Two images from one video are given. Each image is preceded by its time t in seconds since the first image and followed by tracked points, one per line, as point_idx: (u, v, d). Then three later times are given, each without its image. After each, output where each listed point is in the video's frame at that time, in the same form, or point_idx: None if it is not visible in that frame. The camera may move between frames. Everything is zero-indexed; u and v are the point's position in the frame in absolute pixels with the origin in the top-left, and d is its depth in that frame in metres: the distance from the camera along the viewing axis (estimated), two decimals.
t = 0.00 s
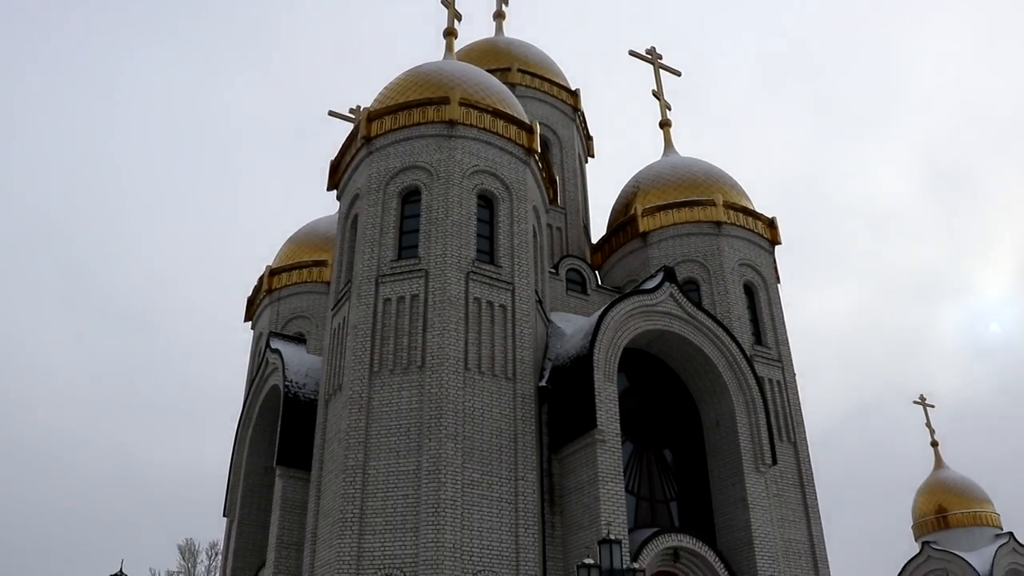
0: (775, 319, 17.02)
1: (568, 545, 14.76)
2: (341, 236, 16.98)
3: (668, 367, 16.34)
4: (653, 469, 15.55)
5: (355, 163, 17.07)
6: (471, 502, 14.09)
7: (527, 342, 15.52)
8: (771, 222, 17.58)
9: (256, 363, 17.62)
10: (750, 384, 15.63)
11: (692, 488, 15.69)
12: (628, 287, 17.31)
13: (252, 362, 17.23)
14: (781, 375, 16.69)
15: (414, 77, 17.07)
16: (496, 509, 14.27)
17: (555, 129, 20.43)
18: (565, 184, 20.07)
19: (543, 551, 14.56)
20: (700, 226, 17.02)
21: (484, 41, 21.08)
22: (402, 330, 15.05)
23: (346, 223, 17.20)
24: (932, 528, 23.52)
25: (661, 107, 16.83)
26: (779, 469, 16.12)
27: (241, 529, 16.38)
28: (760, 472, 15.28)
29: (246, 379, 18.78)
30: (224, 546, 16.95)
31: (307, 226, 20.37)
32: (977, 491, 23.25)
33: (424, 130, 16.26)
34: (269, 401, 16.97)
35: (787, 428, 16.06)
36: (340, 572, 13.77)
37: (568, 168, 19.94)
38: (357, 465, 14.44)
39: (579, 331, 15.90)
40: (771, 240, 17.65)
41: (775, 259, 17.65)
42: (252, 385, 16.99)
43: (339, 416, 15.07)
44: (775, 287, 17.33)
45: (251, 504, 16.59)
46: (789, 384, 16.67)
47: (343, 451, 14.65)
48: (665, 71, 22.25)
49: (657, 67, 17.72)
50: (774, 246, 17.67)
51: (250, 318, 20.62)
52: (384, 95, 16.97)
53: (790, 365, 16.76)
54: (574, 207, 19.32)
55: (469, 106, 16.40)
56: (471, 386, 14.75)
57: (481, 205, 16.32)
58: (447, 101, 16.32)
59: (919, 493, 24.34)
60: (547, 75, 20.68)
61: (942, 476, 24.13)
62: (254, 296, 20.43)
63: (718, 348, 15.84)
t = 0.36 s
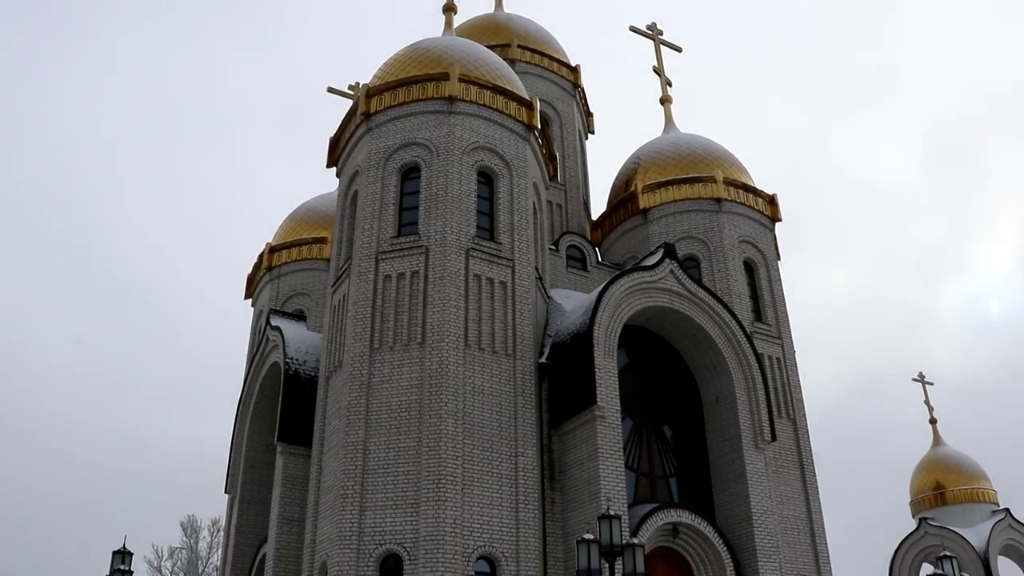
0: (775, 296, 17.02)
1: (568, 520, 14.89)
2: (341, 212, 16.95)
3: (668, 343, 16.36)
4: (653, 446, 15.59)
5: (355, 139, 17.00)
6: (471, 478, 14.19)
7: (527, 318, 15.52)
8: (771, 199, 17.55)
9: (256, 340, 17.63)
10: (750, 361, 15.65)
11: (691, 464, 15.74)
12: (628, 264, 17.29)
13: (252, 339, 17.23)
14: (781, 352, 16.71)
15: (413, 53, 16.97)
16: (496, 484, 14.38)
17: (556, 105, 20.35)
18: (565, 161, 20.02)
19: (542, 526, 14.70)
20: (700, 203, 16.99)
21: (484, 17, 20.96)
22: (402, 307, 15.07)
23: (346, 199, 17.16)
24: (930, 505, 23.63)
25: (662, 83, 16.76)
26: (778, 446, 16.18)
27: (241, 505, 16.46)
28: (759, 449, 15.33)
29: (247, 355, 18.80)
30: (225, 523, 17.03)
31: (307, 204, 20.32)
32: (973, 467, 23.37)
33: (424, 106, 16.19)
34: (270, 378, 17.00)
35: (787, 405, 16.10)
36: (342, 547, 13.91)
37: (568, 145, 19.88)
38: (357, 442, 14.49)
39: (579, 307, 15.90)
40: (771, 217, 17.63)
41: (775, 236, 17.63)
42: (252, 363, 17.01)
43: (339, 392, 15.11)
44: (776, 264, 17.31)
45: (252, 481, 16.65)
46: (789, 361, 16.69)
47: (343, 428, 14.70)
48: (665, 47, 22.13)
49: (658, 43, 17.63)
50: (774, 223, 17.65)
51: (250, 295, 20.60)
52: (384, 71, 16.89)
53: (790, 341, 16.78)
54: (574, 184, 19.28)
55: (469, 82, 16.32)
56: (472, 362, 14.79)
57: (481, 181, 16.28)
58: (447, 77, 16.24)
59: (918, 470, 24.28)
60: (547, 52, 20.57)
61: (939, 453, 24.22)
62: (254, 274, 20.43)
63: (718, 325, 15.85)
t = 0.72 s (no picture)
0: (775, 271, 17.01)
1: (567, 492, 14.99)
2: (341, 186, 16.92)
3: (667, 318, 16.38)
4: (653, 419, 15.64)
5: (354, 112, 16.94)
6: (471, 451, 14.26)
7: (527, 291, 15.53)
8: (772, 174, 17.51)
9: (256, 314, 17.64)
10: (749, 336, 15.67)
11: (690, 438, 15.79)
12: (629, 238, 17.28)
13: (252, 313, 17.24)
14: (781, 327, 16.73)
15: (413, 25, 16.87)
16: (496, 457, 14.46)
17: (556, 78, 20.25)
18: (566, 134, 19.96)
19: (542, 498, 14.82)
20: (701, 177, 16.94)
21: None
22: (402, 280, 15.08)
23: (346, 173, 17.11)
24: (927, 479, 23.71)
25: (663, 56, 16.66)
26: (777, 421, 16.22)
27: (242, 477, 16.53)
28: (758, 424, 15.39)
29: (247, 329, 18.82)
30: (226, 495, 17.12)
31: (307, 178, 20.28)
32: (971, 443, 23.39)
33: (424, 79, 16.11)
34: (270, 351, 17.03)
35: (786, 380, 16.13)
36: (342, 519, 14.02)
37: (569, 118, 19.81)
38: (357, 415, 14.54)
39: (579, 281, 15.89)
40: (771, 192, 17.59)
41: (775, 210, 17.60)
42: (252, 336, 17.03)
43: (339, 366, 15.14)
44: (776, 238, 17.29)
45: (253, 454, 16.72)
46: (788, 335, 16.70)
47: (343, 401, 14.75)
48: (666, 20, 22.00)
49: (659, 15, 17.51)
50: (775, 197, 17.62)
51: (250, 269, 20.60)
52: (383, 44, 16.79)
53: (789, 316, 16.79)
54: (575, 158, 19.23)
55: (469, 55, 16.23)
56: (471, 336, 14.81)
57: (481, 155, 16.23)
58: (447, 49, 16.15)
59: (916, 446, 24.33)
60: (548, 24, 20.44)
61: (937, 429, 24.26)
62: (254, 247, 20.41)
63: (718, 300, 15.85)
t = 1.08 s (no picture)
0: (775, 236, 16.99)
1: (567, 456, 15.07)
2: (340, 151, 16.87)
3: (667, 283, 16.38)
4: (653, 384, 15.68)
5: (353, 77, 16.84)
6: (472, 415, 14.32)
7: (527, 256, 15.52)
8: (773, 139, 17.46)
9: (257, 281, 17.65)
10: (749, 301, 15.68)
11: (689, 401, 15.84)
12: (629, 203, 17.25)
13: (252, 279, 17.24)
14: (780, 292, 16.74)
15: None
16: (497, 421, 14.52)
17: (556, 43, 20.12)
18: (566, 99, 19.86)
19: (542, 462, 14.91)
20: (702, 142, 16.87)
21: None
22: (401, 245, 15.08)
23: (345, 138, 17.04)
24: (925, 444, 23.83)
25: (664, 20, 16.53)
26: (777, 385, 16.27)
27: (244, 443, 16.63)
28: (758, 388, 15.44)
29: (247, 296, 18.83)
30: (228, 461, 17.22)
31: (306, 143, 20.21)
32: (969, 408, 23.43)
33: (423, 43, 15.99)
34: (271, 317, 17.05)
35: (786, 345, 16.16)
36: (343, 483, 14.13)
37: (569, 83, 19.71)
38: (358, 380, 14.58)
39: (579, 246, 15.87)
40: (772, 157, 17.53)
41: (776, 176, 17.56)
42: (253, 302, 17.05)
43: (339, 331, 15.17)
44: (776, 204, 17.25)
45: (254, 419, 16.79)
46: (788, 300, 16.72)
47: (344, 366, 14.79)
48: None
49: None
50: (775, 162, 17.57)
51: (250, 235, 20.58)
52: (382, 8, 16.66)
53: (789, 282, 16.80)
54: (575, 122, 19.15)
55: (468, 18, 16.10)
56: (471, 300, 14.83)
57: (481, 119, 16.16)
58: (446, 13, 16.02)
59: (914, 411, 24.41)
60: None
61: (936, 393, 24.31)
62: (253, 214, 20.35)
63: (718, 265, 15.85)
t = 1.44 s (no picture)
0: (776, 202, 16.95)
1: (565, 420, 15.14)
2: (341, 113, 16.81)
3: (668, 248, 16.38)
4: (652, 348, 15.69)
5: (354, 38, 16.74)
6: (471, 378, 14.37)
7: (527, 220, 15.51)
8: (776, 104, 17.37)
9: (257, 242, 17.64)
10: (749, 267, 15.69)
11: (687, 366, 15.89)
12: (630, 167, 17.20)
13: (252, 241, 17.22)
14: (781, 259, 16.74)
15: None
16: (496, 385, 14.57)
17: (559, 5, 19.97)
18: (568, 62, 19.75)
19: (540, 425, 14.98)
20: (704, 107, 16.79)
21: None
22: (402, 208, 15.07)
23: (346, 100, 16.96)
24: (922, 413, 23.94)
25: None
26: (775, 352, 16.29)
27: (244, 404, 16.70)
28: (756, 354, 15.47)
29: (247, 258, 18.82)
30: (228, 422, 17.31)
31: (307, 105, 20.12)
32: (966, 377, 23.51)
33: (424, 4, 15.86)
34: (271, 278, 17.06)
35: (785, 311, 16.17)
36: (343, 445, 14.21)
37: (571, 46, 19.59)
38: (357, 342, 14.60)
39: (579, 210, 15.84)
40: (774, 122, 17.45)
41: (778, 142, 17.49)
42: (253, 263, 17.07)
43: (339, 293, 15.18)
44: (778, 170, 17.19)
45: (254, 381, 16.85)
46: (788, 267, 16.72)
47: (343, 328, 14.81)
48: None
49: None
50: (778, 128, 17.50)
51: (250, 197, 20.57)
52: None
53: (789, 248, 16.79)
54: (577, 86, 19.05)
55: None
56: (471, 264, 14.83)
57: (482, 82, 16.08)
58: None
59: (910, 381, 24.47)
60: None
61: (934, 362, 24.37)
62: (253, 175, 20.33)
63: (718, 230, 15.84)
